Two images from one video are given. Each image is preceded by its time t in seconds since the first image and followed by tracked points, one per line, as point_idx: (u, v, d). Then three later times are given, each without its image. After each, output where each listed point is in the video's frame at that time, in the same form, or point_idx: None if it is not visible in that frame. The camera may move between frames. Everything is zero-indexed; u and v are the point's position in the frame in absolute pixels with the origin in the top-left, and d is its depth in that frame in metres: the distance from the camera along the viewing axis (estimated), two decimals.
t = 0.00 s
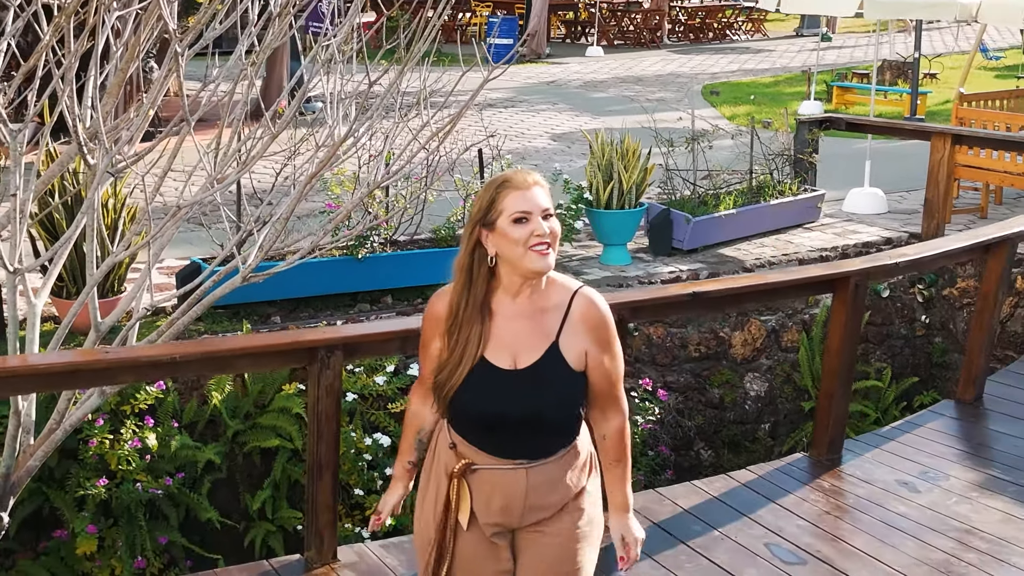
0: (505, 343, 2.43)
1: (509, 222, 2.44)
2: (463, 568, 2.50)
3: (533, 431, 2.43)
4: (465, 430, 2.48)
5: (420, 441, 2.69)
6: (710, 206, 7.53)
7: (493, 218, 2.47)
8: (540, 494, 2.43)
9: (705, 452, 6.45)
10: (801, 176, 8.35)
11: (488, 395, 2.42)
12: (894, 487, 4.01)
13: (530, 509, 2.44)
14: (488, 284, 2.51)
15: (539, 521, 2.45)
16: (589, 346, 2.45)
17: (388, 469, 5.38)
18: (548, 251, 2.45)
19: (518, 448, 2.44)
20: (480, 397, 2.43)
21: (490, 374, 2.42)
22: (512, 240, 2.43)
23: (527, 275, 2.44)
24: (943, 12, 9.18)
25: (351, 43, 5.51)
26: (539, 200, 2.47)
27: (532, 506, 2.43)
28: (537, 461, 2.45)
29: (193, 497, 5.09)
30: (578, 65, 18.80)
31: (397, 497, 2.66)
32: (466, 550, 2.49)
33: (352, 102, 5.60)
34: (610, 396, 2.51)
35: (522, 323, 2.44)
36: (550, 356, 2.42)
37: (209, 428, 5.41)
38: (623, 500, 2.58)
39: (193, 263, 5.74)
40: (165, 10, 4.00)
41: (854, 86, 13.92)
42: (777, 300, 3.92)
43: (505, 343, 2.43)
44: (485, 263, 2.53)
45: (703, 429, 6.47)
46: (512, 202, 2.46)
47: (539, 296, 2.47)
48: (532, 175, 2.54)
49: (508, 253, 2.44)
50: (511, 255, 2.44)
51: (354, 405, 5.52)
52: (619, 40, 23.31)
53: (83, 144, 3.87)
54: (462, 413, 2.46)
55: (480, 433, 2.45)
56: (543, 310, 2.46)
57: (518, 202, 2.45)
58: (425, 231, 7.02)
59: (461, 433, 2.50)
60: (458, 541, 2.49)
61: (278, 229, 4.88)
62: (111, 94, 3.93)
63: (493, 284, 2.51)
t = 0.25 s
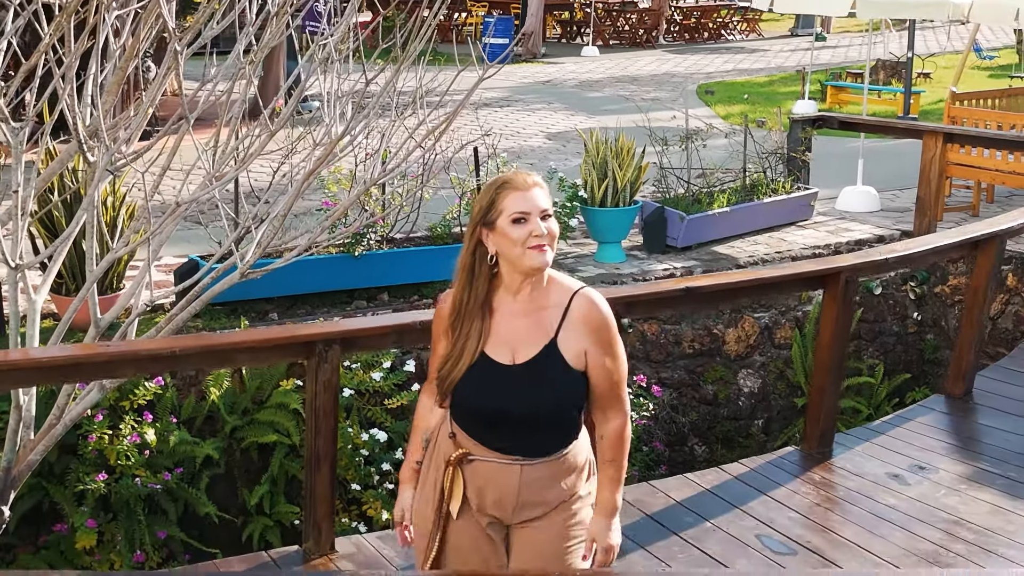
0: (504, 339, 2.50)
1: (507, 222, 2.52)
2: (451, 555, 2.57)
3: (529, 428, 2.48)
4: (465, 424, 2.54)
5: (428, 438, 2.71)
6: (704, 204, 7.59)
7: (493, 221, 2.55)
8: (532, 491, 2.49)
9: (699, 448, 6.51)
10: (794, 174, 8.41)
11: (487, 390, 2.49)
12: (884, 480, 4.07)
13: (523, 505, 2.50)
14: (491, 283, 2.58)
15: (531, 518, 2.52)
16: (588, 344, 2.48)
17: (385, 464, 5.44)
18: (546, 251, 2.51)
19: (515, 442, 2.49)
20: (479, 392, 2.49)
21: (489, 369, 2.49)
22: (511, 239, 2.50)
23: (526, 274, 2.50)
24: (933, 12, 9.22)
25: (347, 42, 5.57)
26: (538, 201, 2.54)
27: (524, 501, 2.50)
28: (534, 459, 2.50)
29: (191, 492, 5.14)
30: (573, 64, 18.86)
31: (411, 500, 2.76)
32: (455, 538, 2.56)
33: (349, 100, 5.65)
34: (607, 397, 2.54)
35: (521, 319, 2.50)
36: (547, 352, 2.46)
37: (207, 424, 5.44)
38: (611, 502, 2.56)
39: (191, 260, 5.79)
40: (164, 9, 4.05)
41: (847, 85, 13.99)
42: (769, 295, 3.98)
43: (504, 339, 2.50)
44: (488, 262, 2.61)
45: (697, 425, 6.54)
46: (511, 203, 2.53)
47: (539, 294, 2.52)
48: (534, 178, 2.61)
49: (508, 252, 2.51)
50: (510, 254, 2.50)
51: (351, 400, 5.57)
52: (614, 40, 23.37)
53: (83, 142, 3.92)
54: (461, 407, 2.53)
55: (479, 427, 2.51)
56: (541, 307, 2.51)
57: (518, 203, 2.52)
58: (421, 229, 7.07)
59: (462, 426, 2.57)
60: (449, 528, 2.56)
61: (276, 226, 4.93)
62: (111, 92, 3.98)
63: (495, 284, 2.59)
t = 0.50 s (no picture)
0: (515, 322, 2.60)
1: (521, 208, 2.61)
2: (473, 541, 2.70)
3: (541, 410, 2.59)
4: (482, 406, 2.66)
5: (446, 422, 2.85)
6: (699, 202, 7.64)
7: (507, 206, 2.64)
8: (552, 476, 2.62)
9: (694, 444, 6.57)
10: (789, 173, 8.47)
11: (500, 372, 2.59)
12: (876, 474, 4.12)
13: (542, 489, 2.63)
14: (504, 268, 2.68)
15: (550, 501, 2.64)
16: (597, 324, 2.55)
17: (382, 460, 5.51)
18: (558, 235, 2.60)
19: (531, 424, 2.61)
20: (493, 375, 2.60)
21: (501, 352, 2.59)
22: (523, 224, 2.60)
23: (537, 258, 2.60)
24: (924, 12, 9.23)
25: (345, 42, 5.61)
26: (551, 187, 2.63)
27: (543, 485, 2.63)
28: (552, 442, 2.62)
29: (190, 487, 5.18)
30: (569, 64, 18.90)
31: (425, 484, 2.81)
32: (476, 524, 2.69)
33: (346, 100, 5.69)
34: (622, 373, 2.59)
35: (531, 303, 2.60)
36: (557, 334, 2.55)
37: (206, 420, 5.48)
38: (622, 478, 2.59)
39: (190, 257, 5.83)
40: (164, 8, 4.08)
41: (842, 85, 14.05)
42: (761, 291, 4.03)
43: (515, 322, 2.60)
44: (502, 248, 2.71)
45: (692, 421, 6.60)
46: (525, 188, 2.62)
47: (550, 277, 2.61)
48: (549, 164, 2.70)
49: (520, 237, 2.61)
50: (522, 239, 2.60)
51: (349, 397, 5.61)
52: (610, 39, 23.40)
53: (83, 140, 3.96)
54: (478, 389, 2.65)
55: (496, 410, 2.63)
56: (550, 290, 2.60)
57: (532, 189, 2.61)
58: (418, 227, 7.12)
59: (480, 410, 2.69)
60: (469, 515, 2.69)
61: (274, 224, 4.98)
62: (111, 90, 4.02)
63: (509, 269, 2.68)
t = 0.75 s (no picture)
0: (535, 319, 2.65)
1: (541, 207, 2.67)
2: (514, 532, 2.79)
3: (561, 402, 2.66)
4: (509, 402, 2.72)
5: (473, 407, 2.90)
6: (694, 200, 7.70)
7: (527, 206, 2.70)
8: (586, 466, 2.71)
9: (689, 440, 6.69)
10: (783, 171, 8.53)
11: (525, 369, 2.65)
12: (868, 466, 4.18)
13: (577, 478, 2.72)
14: (523, 267, 2.74)
15: (585, 488, 2.74)
16: (614, 317, 2.61)
17: (380, 456, 5.55)
18: (577, 234, 2.66)
19: (559, 416, 2.69)
20: (518, 371, 2.66)
21: (524, 348, 2.64)
22: (543, 223, 2.66)
23: (557, 256, 2.65)
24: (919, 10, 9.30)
25: (342, 41, 5.66)
26: (571, 187, 2.69)
27: (578, 474, 2.72)
28: (580, 433, 2.70)
29: (190, 482, 5.22)
30: (565, 64, 18.95)
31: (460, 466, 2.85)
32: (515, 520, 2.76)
33: (344, 98, 5.73)
34: (643, 359, 2.66)
35: (550, 300, 2.65)
36: (578, 330, 2.61)
37: (205, 416, 5.53)
38: (650, 454, 2.65)
39: (189, 255, 5.88)
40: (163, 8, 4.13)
41: (837, 84, 14.11)
42: (755, 286, 4.08)
43: (536, 319, 2.65)
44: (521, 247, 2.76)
45: (687, 417, 6.67)
46: (546, 189, 2.68)
47: (569, 275, 2.66)
48: (568, 166, 2.76)
49: (541, 235, 2.66)
50: (543, 237, 2.66)
51: (347, 393, 5.66)
52: (607, 39, 23.46)
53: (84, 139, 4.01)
54: (503, 385, 2.70)
55: (523, 406, 2.70)
56: (568, 287, 2.65)
57: (553, 190, 2.67)
58: (416, 225, 7.17)
59: (507, 406, 2.75)
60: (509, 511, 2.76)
61: (272, 221, 5.03)
62: (111, 89, 4.07)
63: (528, 268, 2.74)
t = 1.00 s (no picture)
0: (542, 319, 2.71)
1: (556, 209, 2.72)
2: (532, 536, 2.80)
3: (570, 400, 2.70)
4: (515, 406, 2.76)
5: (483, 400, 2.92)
6: (690, 198, 7.75)
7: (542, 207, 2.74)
8: (598, 454, 2.72)
9: (685, 436, 6.71)
10: (778, 170, 8.59)
11: (533, 368, 2.69)
12: (861, 460, 4.23)
13: (589, 474, 2.74)
14: (531, 266, 2.79)
15: (598, 484, 2.75)
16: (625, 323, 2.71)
17: (378, 451, 5.61)
18: (589, 238, 2.73)
19: (565, 415, 2.72)
20: (525, 370, 2.70)
21: (532, 347, 2.70)
22: (558, 226, 2.71)
23: (568, 259, 2.71)
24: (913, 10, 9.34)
25: (341, 40, 5.70)
26: (586, 192, 2.75)
27: (591, 469, 2.74)
28: (589, 426, 2.73)
29: (189, 478, 5.27)
30: (562, 63, 18.99)
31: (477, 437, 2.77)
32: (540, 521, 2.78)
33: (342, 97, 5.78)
34: (643, 366, 2.74)
35: (557, 301, 2.72)
36: (584, 329, 2.69)
37: (204, 413, 5.57)
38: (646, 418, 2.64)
39: (188, 252, 5.92)
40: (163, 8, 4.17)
41: (832, 83, 14.17)
42: (749, 282, 4.13)
43: (543, 319, 2.72)
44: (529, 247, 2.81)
45: (683, 413, 6.72)
46: (562, 191, 2.74)
47: (577, 276, 2.74)
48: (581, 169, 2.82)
49: (554, 237, 2.72)
50: (556, 240, 2.71)
51: (346, 389, 5.72)
52: (603, 39, 23.50)
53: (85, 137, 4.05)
54: (508, 386, 2.74)
55: (531, 407, 2.73)
56: (576, 289, 2.73)
57: (571, 194, 2.73)
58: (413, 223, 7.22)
59: (514, 409, 2.78)
60: (531, 515, 2.78)
61: (271, 219, 5.07)
62: (111, 88, 4.11)
63: (535, 268, 2.79)
